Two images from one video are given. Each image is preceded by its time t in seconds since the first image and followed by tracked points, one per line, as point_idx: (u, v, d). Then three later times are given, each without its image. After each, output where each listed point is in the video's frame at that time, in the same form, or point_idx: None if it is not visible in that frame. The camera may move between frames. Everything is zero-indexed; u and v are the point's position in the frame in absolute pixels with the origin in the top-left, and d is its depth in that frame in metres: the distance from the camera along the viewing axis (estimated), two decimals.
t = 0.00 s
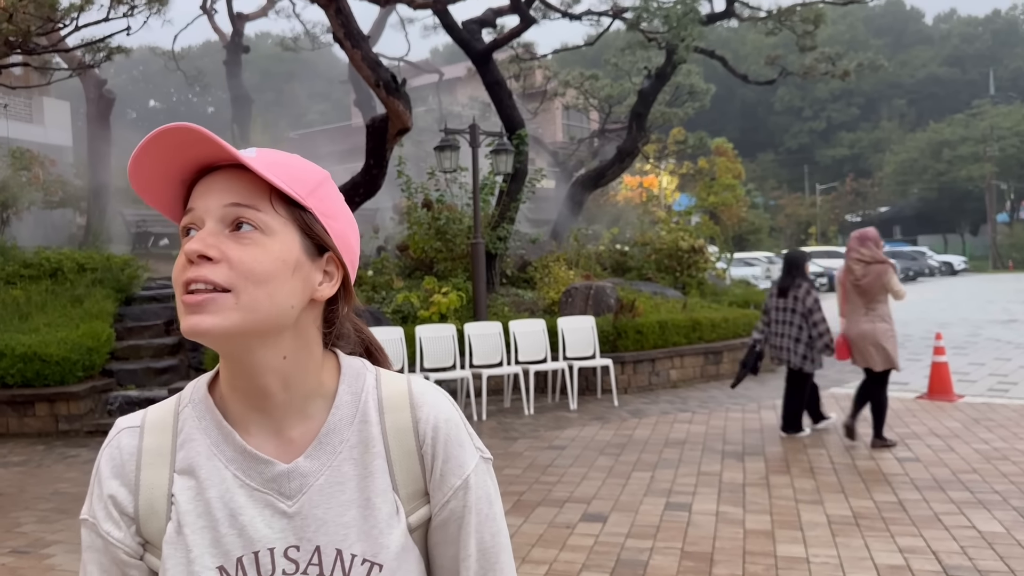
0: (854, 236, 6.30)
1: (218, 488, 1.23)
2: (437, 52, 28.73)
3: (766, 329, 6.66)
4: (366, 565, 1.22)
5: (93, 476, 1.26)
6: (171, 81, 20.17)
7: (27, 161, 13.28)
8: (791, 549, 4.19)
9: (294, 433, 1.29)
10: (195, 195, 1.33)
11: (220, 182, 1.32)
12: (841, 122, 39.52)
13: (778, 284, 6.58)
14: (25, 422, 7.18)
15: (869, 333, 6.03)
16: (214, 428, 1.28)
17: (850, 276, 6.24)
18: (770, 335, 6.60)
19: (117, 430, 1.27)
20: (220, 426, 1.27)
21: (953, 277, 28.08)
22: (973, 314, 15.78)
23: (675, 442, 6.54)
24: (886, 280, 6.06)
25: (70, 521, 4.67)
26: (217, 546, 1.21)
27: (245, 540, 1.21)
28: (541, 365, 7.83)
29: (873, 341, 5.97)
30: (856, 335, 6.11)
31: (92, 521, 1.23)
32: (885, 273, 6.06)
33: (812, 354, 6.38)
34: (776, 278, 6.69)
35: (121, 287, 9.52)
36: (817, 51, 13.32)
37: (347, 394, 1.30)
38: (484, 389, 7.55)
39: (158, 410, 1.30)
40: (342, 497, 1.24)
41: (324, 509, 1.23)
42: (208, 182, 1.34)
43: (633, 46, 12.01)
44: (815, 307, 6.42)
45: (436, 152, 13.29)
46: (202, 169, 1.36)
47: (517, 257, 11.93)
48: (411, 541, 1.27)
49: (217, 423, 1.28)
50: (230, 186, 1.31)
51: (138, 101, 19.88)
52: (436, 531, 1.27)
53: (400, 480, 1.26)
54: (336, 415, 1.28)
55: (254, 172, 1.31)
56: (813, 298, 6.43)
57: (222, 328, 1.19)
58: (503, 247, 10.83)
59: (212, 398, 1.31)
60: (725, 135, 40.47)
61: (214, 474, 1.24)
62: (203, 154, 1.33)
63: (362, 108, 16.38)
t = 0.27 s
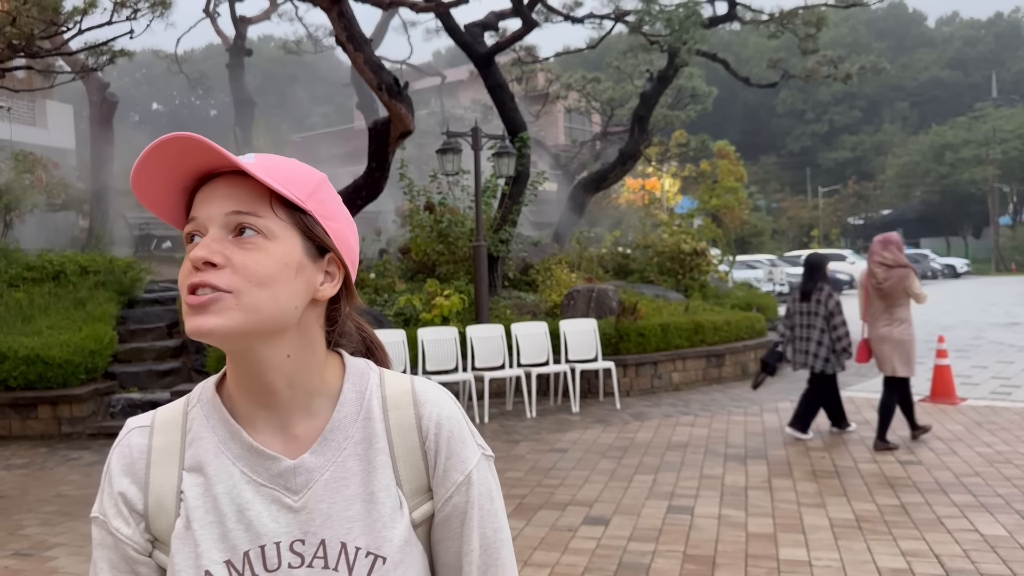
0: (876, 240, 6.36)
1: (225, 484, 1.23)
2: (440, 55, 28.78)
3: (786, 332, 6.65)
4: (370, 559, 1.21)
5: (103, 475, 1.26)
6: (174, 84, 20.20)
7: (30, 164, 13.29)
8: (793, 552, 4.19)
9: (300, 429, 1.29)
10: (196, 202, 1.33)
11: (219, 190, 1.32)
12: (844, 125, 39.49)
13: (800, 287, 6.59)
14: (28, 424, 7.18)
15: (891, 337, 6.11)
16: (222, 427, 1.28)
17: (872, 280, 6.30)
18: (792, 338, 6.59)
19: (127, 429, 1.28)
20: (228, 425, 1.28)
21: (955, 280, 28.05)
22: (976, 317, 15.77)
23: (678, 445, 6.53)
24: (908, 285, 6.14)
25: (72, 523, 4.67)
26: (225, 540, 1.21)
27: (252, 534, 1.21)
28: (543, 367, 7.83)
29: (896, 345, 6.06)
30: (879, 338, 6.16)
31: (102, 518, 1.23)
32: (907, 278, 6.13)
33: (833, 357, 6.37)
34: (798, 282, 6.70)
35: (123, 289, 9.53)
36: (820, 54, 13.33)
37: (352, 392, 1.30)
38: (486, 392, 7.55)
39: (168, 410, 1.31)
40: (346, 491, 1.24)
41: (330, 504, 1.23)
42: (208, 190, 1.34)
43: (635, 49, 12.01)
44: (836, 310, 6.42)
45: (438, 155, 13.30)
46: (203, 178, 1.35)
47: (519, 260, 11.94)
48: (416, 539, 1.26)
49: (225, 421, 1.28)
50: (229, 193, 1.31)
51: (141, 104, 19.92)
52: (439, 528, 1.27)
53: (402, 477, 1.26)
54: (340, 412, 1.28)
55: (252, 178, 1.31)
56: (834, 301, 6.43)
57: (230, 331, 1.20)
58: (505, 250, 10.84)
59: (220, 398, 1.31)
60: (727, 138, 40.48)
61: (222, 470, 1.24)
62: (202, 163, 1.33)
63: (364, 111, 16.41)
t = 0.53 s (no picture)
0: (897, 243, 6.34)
1: (248, 476, 1.20)
2: (442, 58, 28.83)
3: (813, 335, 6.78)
4: (396, 545, 1.19)
5: (118, 473, 1.21)
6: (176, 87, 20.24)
7: (33, 167, 13.32)
8: (794, 556, 4.18)
9: (322, 421, 1.27)
10: (226, 203, 1.33)
11: (251, 189, 1.33)
12: (846, 128, 39.47)
13: (819, 289, 6.74)
14: (30, 426, 7.20)
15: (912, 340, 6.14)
16: (244, 421, 1.25)
17: (893, 283, 6.33)
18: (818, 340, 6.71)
19: (143, 429, 1.24)
20: (249, 418, 1.25)
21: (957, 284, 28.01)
22: (978, 320, 15.74)
23: (679, 449, 6.52)
24: (929, 287, 6.12)
25: (74, 526, 4.68)
26: (249, 531, 1.17)
27: (278, 524, 1.17)
28: (545, 370, 7.83)
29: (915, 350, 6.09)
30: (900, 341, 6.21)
31: (119, 517, 1.18)
32: (927, 281, 6.12)
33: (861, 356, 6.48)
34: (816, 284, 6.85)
35: (126, 292, 9.54)
36: (821, 57, 13.34)
37: (373, 386, 1.29)
38: (488, 395, 7.55)
39: (185, 410, 1.28)
40: (371, 481, 1.22)
41: (355, 493, 1.21)
42: (237, 191, 1.34)
43: (637, 52, 12.01)
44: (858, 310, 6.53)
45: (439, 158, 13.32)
46: (228, 180, 1.35)
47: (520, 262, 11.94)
48: (438, 529, 1.24)
49: (247, 415, 1.25)
50: (261, 194, 1.31)
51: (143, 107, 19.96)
52: (458, 518, 1.26)
53: (423, 469, 1.25)
54: (362, 404, 1.27)
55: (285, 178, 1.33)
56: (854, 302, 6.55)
57: (284, 317, 1.20)
58: (507, 253, 10.84)
59: (241, 395, 1.28)
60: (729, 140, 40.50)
61: (245, 462, 1.21)
62: (233, 164, 1.33)
63: (367, 113, 16.44)
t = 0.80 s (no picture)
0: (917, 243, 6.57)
1: (275, 458, 1.23)
2: (444, 60, 28.85)
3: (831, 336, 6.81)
4: (418, 513, 1.22)
5: (142, 472, 1.22)
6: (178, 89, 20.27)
7: (35, 168, 13.33)
8: (796, 558, 4.18)
9: (341, 408, 1.31)
10: (249, 222, 1.32)
11: (266, 206, 1.36)
12: (847, 130, 39.46)
13: (840, 291, 6.79)
14: (31, 428, 7.21)
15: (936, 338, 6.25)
16: (265, 412, 1.27)
17: (912, 283, 6.52)
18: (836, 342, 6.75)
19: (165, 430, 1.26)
20: (271, 410, 1.28)
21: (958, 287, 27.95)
22: (979, 323, 15.70)
23: (681, 451, 6.52)
24: (948, 287, 6.34)
25: (76, 527, 4.68)
26: (277, 508, 1.19)
27: (305, 499, 1.20)
28: (546, 373, 7.83)
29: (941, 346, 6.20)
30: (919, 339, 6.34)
31: (149, 511, 1.18)
32: (947, 281, 6.34)
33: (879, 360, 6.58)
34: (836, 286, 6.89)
35: (127, 294, 9.55)
36: (823, 60, 13.32)
37: (384, 380, 1.34)
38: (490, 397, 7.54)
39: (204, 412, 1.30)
40: (389, 459, 1.25)
41: (376, 470, 1.24)
42: (252, 210, 1.35)
43: (638, 54, 12.01)
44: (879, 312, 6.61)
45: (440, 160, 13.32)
46: (236, 204, 1.35)
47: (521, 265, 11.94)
48: (454, 501, 1.28)
49: (269, 407, 1.28)
50: (279, 209, 1.35)
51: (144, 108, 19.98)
52: (469, 497, 1.30)
53: (436, 450, 1.30)
54: (374, 392, 1.31)
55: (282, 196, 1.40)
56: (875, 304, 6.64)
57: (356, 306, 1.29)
58: (508, 255, 10.84)
59: (261, 394, 1.31)
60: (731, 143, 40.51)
61: (271, 447, 1.24)
62: (245, 185, 1.35)
63: (369, 116, 16.47)
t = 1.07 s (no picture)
0: (943, 245, 6.49)
1: (281, 455, 1.23)
2: (445, 61, 28.85)
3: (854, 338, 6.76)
4: (421, 499, 1.25)
5: (149, 475, 1.21)
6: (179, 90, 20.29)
7: (36, 169, 13.33)
8: (797, 561, 4.18)
9: (339, 410, 1.32)
10: (233, 238, 1.33)
11: (250, 223, 1.37)
12: (848, 132, 39.47)
13: (867, 294, 6.75)
14: (32, 429, 7.21)
15: (959, 342, 6.26)
16: (269, 412, 1.28)
17: (937, 285, 6.45)
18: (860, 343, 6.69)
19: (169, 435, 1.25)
20: (274, 409, 1.28)
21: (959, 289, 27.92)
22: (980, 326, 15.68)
23: (682, 453, 6.52)
24: (973, 291, 6.32)
25: (76, 528, 4.68)
26: (286, 500, 1.20)
27: (313, 492, 1.21)
28: (546, 374, 7.83)
29: (963, 350, 6.22)
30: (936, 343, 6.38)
31: (161, 511, 1.17)
32: (972, 284, 6.31)
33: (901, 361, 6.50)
34: (863, 288, 6.86)
35: (128, 295, 9.56)
36: (824, 62, 13.32)
37: (375, 384, 1.37)
38: (490, 398, 7.54)
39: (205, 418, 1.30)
40: (390, 452, 1.28)
41: (378, 462, 1.26)
42: (238, 227, 1.36)
43: (639, 56, 12.01)
44: (903, 314, 6.56)
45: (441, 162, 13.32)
46: (221, 224, 1.36)
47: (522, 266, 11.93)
48: (452, 491, 1.31)
49: (272, 408, 1.28)
50: (264, 224, 1.38)
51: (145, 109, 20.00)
52: (463, 487, 1.34)
53: (430, 446, 1.34)
54: (368, 392, 1.34)
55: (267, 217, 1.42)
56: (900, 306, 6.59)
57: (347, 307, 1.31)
58: (508, 257, 10.84)
59: (260, 397, 1.31)
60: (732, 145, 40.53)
61: (277, 447, 1.24)
62: (228, 206, 1.37)
63: (369, 117, 16.47)
